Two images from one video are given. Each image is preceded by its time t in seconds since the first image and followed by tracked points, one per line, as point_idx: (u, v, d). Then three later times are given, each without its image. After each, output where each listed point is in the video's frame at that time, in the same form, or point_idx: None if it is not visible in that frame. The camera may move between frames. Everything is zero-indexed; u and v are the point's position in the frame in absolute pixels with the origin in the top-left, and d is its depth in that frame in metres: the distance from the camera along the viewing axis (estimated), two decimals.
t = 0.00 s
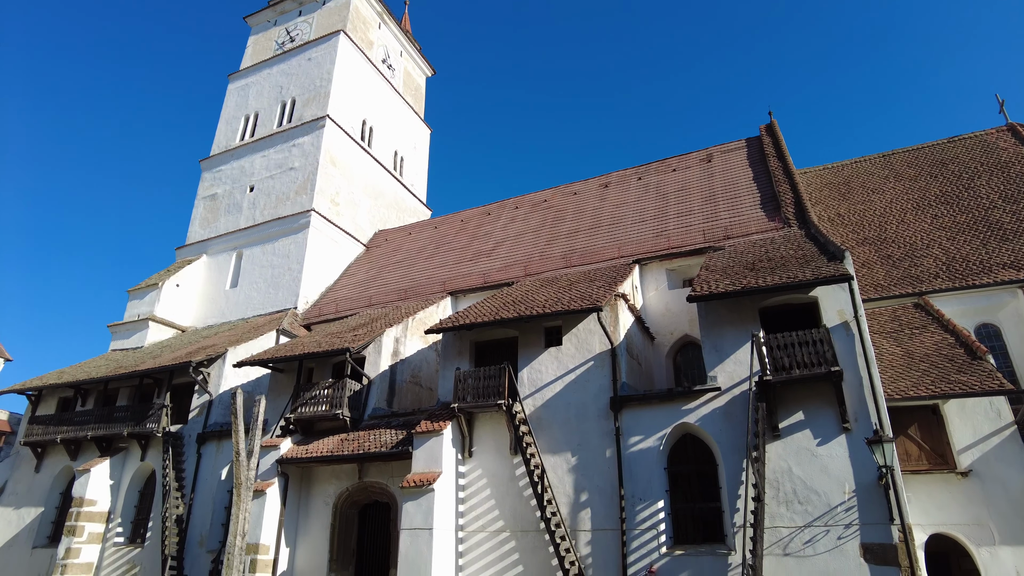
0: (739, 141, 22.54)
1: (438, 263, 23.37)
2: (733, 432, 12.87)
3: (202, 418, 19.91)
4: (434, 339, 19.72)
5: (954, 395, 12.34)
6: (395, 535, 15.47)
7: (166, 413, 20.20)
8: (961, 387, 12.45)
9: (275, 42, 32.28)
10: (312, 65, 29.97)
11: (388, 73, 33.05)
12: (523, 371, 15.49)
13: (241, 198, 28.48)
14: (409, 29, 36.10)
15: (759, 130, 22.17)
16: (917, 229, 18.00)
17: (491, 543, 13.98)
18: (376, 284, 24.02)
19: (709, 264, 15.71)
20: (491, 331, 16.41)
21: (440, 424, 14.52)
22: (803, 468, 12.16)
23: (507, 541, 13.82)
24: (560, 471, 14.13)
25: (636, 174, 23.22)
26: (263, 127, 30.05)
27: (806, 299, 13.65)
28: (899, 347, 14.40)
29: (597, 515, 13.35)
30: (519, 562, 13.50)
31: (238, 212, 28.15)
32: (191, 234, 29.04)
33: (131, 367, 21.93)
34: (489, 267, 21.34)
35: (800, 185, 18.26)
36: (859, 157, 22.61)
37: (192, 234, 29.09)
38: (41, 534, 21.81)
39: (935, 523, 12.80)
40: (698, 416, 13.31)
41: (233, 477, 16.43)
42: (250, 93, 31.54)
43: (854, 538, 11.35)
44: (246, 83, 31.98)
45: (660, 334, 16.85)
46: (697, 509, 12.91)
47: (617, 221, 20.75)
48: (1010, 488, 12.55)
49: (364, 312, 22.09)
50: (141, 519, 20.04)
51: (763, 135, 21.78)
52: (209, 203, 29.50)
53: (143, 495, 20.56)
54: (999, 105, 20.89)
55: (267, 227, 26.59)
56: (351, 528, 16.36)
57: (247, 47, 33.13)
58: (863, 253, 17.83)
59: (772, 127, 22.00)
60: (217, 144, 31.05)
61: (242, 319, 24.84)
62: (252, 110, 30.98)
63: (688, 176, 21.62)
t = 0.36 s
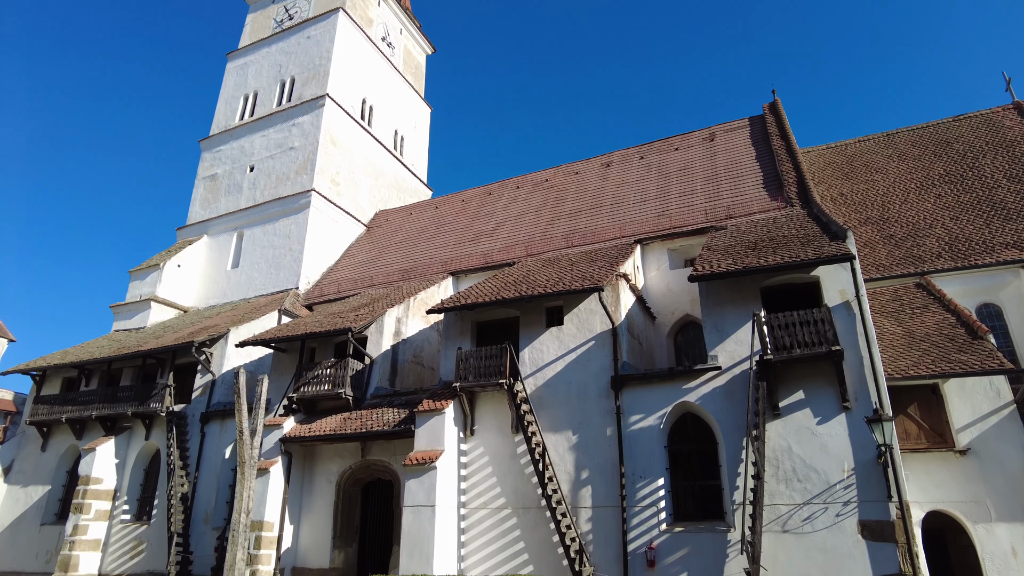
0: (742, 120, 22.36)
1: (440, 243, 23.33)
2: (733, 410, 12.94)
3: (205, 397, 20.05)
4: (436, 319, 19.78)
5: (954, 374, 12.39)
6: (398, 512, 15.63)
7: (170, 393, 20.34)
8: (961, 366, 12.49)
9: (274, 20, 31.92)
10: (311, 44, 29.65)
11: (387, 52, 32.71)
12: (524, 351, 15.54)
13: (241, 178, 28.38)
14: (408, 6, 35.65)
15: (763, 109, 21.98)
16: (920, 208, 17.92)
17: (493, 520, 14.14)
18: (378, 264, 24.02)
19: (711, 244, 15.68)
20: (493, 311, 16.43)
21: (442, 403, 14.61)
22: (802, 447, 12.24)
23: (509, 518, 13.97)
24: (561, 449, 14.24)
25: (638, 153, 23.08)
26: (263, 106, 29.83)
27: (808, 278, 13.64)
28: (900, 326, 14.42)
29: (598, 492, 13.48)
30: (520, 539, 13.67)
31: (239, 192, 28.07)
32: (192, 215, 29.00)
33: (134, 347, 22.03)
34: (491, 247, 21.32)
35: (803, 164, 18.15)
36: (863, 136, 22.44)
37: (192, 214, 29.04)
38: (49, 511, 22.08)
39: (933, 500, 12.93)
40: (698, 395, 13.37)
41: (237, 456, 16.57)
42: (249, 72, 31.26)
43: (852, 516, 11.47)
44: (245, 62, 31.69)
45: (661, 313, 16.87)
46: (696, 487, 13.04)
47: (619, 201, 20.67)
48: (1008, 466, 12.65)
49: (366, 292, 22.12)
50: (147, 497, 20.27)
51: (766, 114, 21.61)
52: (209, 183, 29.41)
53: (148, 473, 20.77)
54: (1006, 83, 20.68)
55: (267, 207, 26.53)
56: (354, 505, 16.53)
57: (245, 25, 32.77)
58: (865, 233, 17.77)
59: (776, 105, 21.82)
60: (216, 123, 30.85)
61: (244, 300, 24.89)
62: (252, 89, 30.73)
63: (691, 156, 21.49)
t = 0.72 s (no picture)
0: (745, 92, 22.10)
1: (440, 218, 23.25)
2: (733, 383, 13.01)
3: (208, 371, 20.21)
4: (437, 293, 19.81)
5: (953, 347, 12.42)
6: (401, 483, 15.84)
7: (172, 366, 20.47)
8: (961, 340, 12.52)
9: None
10: (308, 14, 29.19)
11: (386, 22, 32.21)
12: (525, 325, 15.58)
13: (240, 151, 28.19)
14: None
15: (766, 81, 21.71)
16: (924, 182, 17.80)
17: (494, 490, 14.32)
18: (378, 238, 23.97)
19: (712, 218, 15.61)
20: (494, 286, 16.43)
21: (443, 376, 14.69)
22: (801, 419, 12.34)
23: (510, 489, 14.15)
24: (561, 422, 14.35)
25: (640, 126, 22.86)
26: (261, 79, 29.49)
27: (809, 252, 13.61)
28: (901, 300, 14.42)
29: (598, 463, 13.63)
30: (521, 509, 13.86)
31: (238, 166, 27.90)
32: (192, 189, 28.87)
33: (136, 321, 22.12)
34: (492, 221, 21.25)
35: (807, 137, 17.99)
36: (867, 108, 22.19)
37: (192, 188, 28.90)
38: (57, 483, 22.41)
39: (929, 472, 13.06)
40: (698, 368, 13.43)
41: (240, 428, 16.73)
42: (246, 44, 30.84)
43: (848, 487, 11.61)
44: (242, 33, 31.24)
45: (662, 288, 16.88)
46: (695, 459, 13.18)
47: (620, 175, 20.54)
48: (1004, 439, 12.76)
49: (367, 267, 22.11)
50: (153, 469, 20.53)
51: (770, 86, 21.34)
52: (208, 157, 29.22)
53: (153, 446, 21.01)
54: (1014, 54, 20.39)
55: (267, 181, 26.40)
56: (358, 477, 16.72)
57: None
58: (868, 207, 17.67)
59: (780, 77, 21.56)
60: (214, 96, 30.54)
61: (245, 274, 24.91)
62: (249, 61, 30.34)
63: (693, 128, 21.29)
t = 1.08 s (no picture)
0: (748, 64, 21.80)
1: (440, 192, 23.12)
2: (733, 357, 13.06)
3: (209, 345, 20.30)
4: (437, 268, 19.80)
5: (953, 322, 12.45)
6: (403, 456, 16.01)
7: (174, 341, 20.55)
8: (960, 315, 12.54)
9: None
10: None
11: None
12: (526, 299, 15.60)
13: (239, 125, 27.95)
14: None
15: (770, 53, 21.41)
16: (928, 156, 17.65)
17: (495, 463, 14.48)
18: (378, 213, 23.87)
19: (714, 192, 15.53)
20: (494, 261, 16.42)
21: (444, 350, 14.75)
22: (800, 393, 12.42)
23: (510, 461, 14.30)
24: (561, 395, 14.45)
25: (642, 99, 22.61)
26: (258, 52, 29.11)
27: (811, 227, 13.56)
28: (902, 275, 14.41)
29: (598, 436, 13.76)
30: (521, 481, 14.03)
31: (237, 140, 27.68)
32: (190, 164, 28.69)
33: (138, 297, 22.16)
34: (492, 196, 21.14)
35: (810, 111, 17.80)
36: (872, 81, 21.91)
37: (190, 163, 28.71)
38: (63, 457, 22.60)
39: (925, 446, 13.18)
40: (698, 342, 13.47)
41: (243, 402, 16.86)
42: (243, 15, 30.38)
43: (846, 460, 11.72)
44: (238, 4, 30.75)
45: (663, 263, 16.87)
46: (694, 432, 13.29)
47: (622, 148, 20.38)
48: (1001, 412, 12.85)
49: (367, 242, 22.07)
50: (157, 442, 20.73)
51: (774, 58, 21.05)
52: (206, 131, 28.98)
53: (157, 420, 21.20)
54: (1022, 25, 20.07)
55: (266, 155, 26.22)
56: (360, 450, 16.90)
57: None
58: (870, 181, 17.56)
59: (784, 48, 21.26)
60: (211, 69, 30.17)
61: (245, 249, 24.88)
62: (246, 33, 29.91)
63: (696, 101, 21.05)
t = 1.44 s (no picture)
0: (752, 39, 21.52)
1: (441, 169, 22.99)
2: (732, 334, 13.10)
3: (211, 323, 20.35)
4: (438, 245, 19.77)
5: (954, 299, 12.45)
6: (404, 432, 16.13)
7: (176, 319, 20.62)
8: (961, 292, 12.54)
9: None
10: None
11: None
12: (527, 277, 15.59)
13: (237, 102, 27.71)
14: None
15: (774, 28, 21.13)
16: (932, 132, 17.51)
17: (496, 439, 14.60)
18: (378, 190, 23.77)
19: (716, 169, 15.44)
20: (495, 238, 16.39)
21: (444, 328, 14.79)
22: (799, 370, 12.47)
23: (511, 437, 14.42)
24: (561, 372, 14.52)
25: (644, 74, 22.36)
26: (256, 26, 28.75)
27: (812, 204, 13.50)
28: (903, 252, 14.37)
29: (597, 412, 13.85)
30: (522, 456, 14.16)
31: (235, 117, 27.46)
32: (189, 141, 28.51)
33: (138, 274, 22.18)
34: (493, 172, 21.02)
35: (814, 86, 17.63)
36: (877, 56, 21.65)
37: (189, 140, 28.53)
38: (68, 433, 22.87)
39: (923, 422, 13.27)
40: (698, 319, 13.49)
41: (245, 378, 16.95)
42: None
43: (844, 436, 11.81)
44: None
45: (664, 240, 16.84)
46: (693, 408, 13.37)
47: (623, 124, 20.21)
48: (999, 389, 12.92)
49: (367, 219, 22.01)
50: (161, 419, 20.91)
51: (778, 32, 20.78)
52: (204, 108, 28.75)
53: (160, 397, 21.35)
54: None
55: (265, 132, 26.03)
56: (362, 426, 17.02)
57: None
58: (873, 158, 17.45)
59: (788, 22, 20.97)
60: (208, 45, 29.82)
61: (245, 227, 24.82)
62: (243, 8, 29.51)
63: (699, 77, 20.83)
